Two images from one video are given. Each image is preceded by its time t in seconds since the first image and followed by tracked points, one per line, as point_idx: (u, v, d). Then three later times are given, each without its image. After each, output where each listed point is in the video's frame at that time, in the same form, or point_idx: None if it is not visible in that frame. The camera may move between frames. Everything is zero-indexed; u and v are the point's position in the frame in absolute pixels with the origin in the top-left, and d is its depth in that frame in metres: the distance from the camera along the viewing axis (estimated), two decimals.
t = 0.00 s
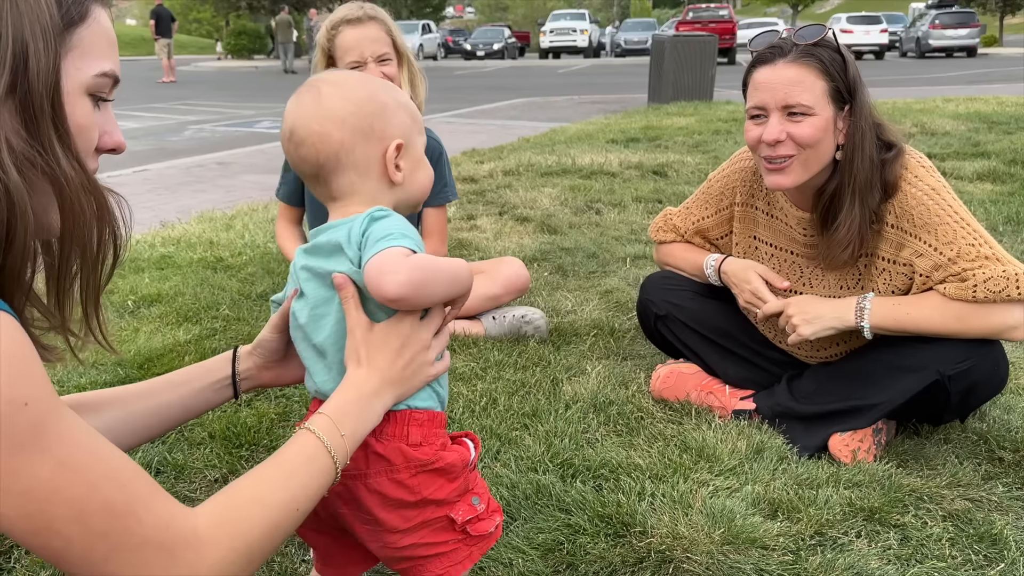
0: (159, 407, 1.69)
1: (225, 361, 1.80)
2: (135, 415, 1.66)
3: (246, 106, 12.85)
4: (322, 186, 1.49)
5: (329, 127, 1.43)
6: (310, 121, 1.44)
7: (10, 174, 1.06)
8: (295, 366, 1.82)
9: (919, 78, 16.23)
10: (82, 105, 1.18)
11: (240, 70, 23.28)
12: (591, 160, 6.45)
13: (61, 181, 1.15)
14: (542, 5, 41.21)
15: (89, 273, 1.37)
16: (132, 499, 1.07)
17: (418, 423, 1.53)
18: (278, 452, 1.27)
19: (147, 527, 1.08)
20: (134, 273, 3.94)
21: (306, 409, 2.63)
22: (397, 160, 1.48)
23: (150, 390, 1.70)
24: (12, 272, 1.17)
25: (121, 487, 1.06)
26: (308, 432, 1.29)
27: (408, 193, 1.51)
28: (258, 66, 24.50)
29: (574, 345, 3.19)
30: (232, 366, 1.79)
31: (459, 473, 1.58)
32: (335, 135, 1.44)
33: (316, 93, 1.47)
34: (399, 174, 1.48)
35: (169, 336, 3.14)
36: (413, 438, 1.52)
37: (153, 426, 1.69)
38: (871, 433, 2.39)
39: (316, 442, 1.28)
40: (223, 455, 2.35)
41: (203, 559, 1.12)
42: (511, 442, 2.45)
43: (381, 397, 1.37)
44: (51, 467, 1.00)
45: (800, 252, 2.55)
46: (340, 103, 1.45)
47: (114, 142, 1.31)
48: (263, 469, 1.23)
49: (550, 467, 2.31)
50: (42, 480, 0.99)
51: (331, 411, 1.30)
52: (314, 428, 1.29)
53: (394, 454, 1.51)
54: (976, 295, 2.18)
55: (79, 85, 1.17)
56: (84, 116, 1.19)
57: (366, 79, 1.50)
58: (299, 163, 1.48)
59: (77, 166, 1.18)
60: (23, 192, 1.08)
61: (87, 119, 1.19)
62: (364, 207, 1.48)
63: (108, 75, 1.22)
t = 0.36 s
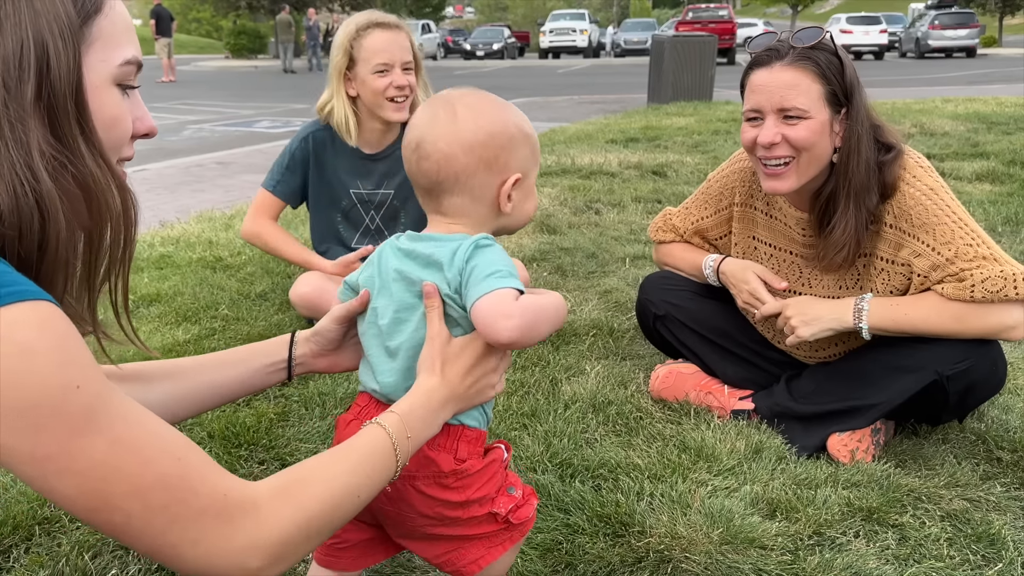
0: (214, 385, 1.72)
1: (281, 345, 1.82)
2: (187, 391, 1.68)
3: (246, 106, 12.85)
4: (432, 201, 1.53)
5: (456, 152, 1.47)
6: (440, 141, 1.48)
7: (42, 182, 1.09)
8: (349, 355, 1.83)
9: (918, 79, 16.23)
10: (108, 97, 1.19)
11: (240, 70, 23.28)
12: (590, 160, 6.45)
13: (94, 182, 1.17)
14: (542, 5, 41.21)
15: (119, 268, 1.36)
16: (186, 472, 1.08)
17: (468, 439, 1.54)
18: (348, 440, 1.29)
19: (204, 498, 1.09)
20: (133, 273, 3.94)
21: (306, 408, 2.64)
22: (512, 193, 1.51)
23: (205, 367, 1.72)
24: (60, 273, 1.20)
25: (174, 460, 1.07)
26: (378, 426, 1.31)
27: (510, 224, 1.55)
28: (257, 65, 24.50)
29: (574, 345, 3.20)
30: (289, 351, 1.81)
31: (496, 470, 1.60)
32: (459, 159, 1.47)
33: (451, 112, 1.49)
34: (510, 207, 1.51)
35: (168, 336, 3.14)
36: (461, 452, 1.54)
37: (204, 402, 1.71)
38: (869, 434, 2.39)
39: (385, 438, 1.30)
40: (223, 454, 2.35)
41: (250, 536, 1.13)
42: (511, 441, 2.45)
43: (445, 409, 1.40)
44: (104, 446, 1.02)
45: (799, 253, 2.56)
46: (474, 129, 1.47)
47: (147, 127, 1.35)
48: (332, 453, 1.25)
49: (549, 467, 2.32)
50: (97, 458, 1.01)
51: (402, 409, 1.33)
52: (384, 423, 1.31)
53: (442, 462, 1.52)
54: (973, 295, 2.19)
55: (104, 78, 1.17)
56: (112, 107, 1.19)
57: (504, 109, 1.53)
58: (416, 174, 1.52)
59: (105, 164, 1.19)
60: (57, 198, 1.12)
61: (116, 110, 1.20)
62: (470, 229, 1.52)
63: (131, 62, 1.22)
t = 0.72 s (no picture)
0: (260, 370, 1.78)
1: (329, 335, 1.86)
2: (234, 375, 1.75)
3: (243, 105, 12.84)
4: (471, 204, 1.52)
5: (503, 161, 1.45)
6: (486, 145, 1.45)
7: (73, 201, 1.12)
8: (394, 349, 1.85)
9: (915, 80, 16.27)
10: (139, 108, 1.21)
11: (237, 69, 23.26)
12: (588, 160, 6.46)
13: (125, 194, 1.19)
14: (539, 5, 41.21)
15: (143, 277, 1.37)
16: (230, 466, 1.13)
17: (521, 449, 1.58)
18: (395, 436, 1.35)
19: (248, 492, 1.14)
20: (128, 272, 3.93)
21: (302, 407, 2.63)
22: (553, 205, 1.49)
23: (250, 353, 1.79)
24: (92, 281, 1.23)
25: (218, 456, 1.12)
26: (425, 425, 1.36)
27: (549, 233, 1.54)
28: (254, 64, 24.48)
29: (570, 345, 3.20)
30: (336, 342, 1.85)
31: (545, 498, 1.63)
32: (504, 169, 1.45)
33: (501, 117, 1.46)
34: (550, 218, 1.50)
35: (164, 335, 3.14)
36: (515, 463, 1.58)
37: (248, 389, 1.78)
38: (864, 432, 2.40)
39: (431, 436, 1.35)
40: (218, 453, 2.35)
41: (296, 524, 1.18)
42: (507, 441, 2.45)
43: (491, 412, 1.45)
44: (151, 447, 1.06)
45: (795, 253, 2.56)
46: (523, 139, 1.45)
47: (174, 134, 1.41)
48: (379, 448, 1.31)
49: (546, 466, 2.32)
50: (144, 457, 1.05)
51: (448, 410, 1.38)
52: (431, 422, 1.36)
53: (499, 476, 1.55)
54: (965, 296, 2.21)
55: (133, 89, 1.19)
56: (142, 118, 1.22)
57: (558, 114, 1.49)
58: (458, 177, 1.50)
59: (134, 176, 1.21)
60: (87, 213, 1.15)
61: (146, 121, 1.23)
62: (511, 238, 1.53)
63: (162, 72, 1.24)
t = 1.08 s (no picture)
0: (276, 353, 1.82)
1: (347, 316, 1.89)
2: (251, 357, 1.80)
3: (237, 102, 12.79)
4: (472, 176, 1.51)
5: (506, 130, 1.43)
6: (486, 114, 1.44)
7: (54, 205, 1.12)
8: (412, 327, 1.88)
9: (909, 79, 16.30)
10: (129, 107, 1.20)
11: (231, 65, 23.20)
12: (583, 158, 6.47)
13: (105, 198, 1.17)
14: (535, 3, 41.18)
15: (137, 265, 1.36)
16: (239, 455, 1.13)
17: (534, 425, 1.64)
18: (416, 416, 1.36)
19: (262, 476, 1.15)
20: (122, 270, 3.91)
21: (296, 406, 2.63)
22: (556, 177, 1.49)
23: (267, 336, 1.82)
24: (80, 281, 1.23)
25: (225, 445, 1.12)
26: (446, 405, 1.37)
27: (552, 206, 1.54)
28: (249, 61, 24.42)
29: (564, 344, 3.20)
30: (352, 323, 1.88)
31: (553, 479, 1.67)
32: (507, 139, 1.44)
33: (503, 85, 1.45)
34: (553, 190, 1.49)
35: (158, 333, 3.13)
36: (526, 438, 1.63)
37: (266, 370, 1.83)
38: (857, 431, 2.41)
39: (451, 415, 1.36)
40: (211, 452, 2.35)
41: (316, 506, 1.19)
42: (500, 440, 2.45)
43: (512, 392, 1.47)
44: (153, 439, 1.06)
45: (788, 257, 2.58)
46: (527, 107, 1.43)
47: (166, 133, 1.42)
48: (401, 429, 1.32)
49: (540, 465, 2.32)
50: (146, 451, 1.06)
51: (468, 390, 1.40)
52: (451, 402, 1.37)
53: (507, 450, 1.61)
54: (903, 292, 2.19)
55: (120, 88, 1.18)
56: (132, 118, 1.21)
57: (558, 80, 1.48)
58: (459, 149, 1.49)
59: (116, 179, 1.19)
60: (70, 218, 1.14)
61: (135, 120, 1.22)
62: (516, 213, 1.53)
63: (152, 69, 1.24)
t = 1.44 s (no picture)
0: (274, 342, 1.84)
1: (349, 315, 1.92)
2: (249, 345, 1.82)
3: (231, 99, 12.74)
4: (494, 190, 1.59)
5: (517, 150, 1.50)
6: (498, 137, 1.51)
7: (48, 200, 1.12)
8: (412, 333, 1.96)
9: (902, 79, 16.35)
10: (122, 100, 1.20)
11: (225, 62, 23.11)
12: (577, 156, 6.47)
13: (97, 193, 1.17)
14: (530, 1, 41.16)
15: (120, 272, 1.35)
16: (254, 429, 1.15)
17: (539, 407, 1.74)
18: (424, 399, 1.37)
19: (277, 442, 1.17)
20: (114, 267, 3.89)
21: (288, 403, 2.63)
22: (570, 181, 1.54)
23: (267, 326, 1.84)
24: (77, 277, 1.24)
25: (237, 419, 1.14)
26: (454, 390, 1.38)
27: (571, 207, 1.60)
28: (243, 58, 24.36)
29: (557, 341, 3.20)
30: (358, 324, 1.92)
31: (551, 465, 1.76)
32: (520, 157, 1.51)
33: (509, 106, 1.50)
34: (570, 193, 1.55)
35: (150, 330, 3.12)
36: (530, 417, 1.74)
37: (264, 357, 1.84)
38: (849, 429, 2.41)
39: (459, 401, 1.37)
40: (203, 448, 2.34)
41: (329, 470, 1.21)
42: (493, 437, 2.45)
43: (515, 389, 1.45)
44: (166, 417, 1.08)
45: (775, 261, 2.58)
46: (533, 125, 1.49)
47: (156, 127, 1.42)
48: (411, 408, 1.33)
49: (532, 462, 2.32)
50: (160, 427, 1.08)
51: (474, 378, 1.40)
52: (459, 388, 1.38)
53: (508, 422, 1.73)
54: (873, 272, 2.18)
55: (113, 82, 1.18)
56: (125, 110, 1.21)
57: (561, 94, 1.52)
58: (478, 167, 1.57)
59: (107, 173, 1.19)
60: (63, 212, 1.14)
61: (128, 113, 1.21)
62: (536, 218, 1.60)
63: (142, 63, 1.23)
